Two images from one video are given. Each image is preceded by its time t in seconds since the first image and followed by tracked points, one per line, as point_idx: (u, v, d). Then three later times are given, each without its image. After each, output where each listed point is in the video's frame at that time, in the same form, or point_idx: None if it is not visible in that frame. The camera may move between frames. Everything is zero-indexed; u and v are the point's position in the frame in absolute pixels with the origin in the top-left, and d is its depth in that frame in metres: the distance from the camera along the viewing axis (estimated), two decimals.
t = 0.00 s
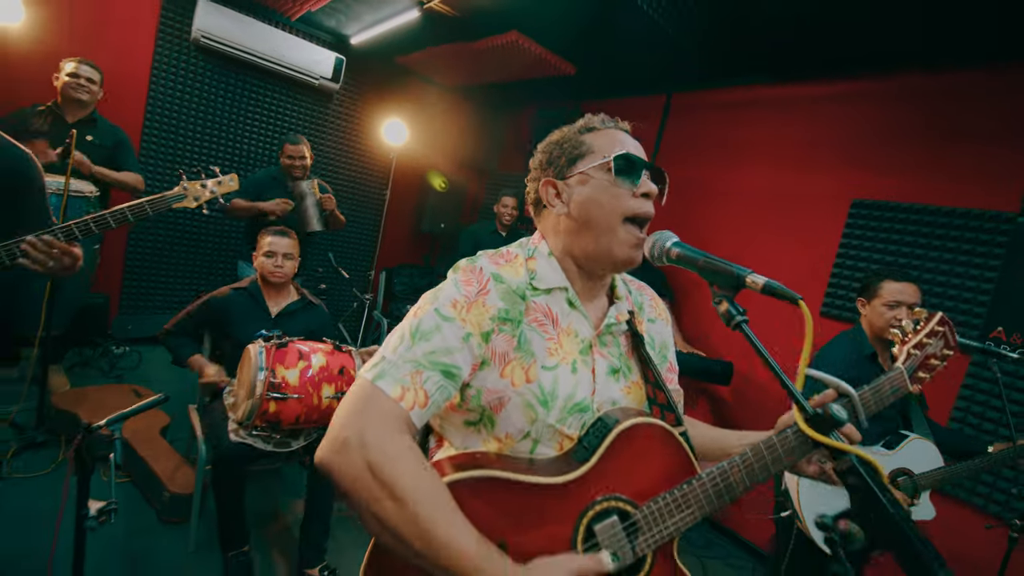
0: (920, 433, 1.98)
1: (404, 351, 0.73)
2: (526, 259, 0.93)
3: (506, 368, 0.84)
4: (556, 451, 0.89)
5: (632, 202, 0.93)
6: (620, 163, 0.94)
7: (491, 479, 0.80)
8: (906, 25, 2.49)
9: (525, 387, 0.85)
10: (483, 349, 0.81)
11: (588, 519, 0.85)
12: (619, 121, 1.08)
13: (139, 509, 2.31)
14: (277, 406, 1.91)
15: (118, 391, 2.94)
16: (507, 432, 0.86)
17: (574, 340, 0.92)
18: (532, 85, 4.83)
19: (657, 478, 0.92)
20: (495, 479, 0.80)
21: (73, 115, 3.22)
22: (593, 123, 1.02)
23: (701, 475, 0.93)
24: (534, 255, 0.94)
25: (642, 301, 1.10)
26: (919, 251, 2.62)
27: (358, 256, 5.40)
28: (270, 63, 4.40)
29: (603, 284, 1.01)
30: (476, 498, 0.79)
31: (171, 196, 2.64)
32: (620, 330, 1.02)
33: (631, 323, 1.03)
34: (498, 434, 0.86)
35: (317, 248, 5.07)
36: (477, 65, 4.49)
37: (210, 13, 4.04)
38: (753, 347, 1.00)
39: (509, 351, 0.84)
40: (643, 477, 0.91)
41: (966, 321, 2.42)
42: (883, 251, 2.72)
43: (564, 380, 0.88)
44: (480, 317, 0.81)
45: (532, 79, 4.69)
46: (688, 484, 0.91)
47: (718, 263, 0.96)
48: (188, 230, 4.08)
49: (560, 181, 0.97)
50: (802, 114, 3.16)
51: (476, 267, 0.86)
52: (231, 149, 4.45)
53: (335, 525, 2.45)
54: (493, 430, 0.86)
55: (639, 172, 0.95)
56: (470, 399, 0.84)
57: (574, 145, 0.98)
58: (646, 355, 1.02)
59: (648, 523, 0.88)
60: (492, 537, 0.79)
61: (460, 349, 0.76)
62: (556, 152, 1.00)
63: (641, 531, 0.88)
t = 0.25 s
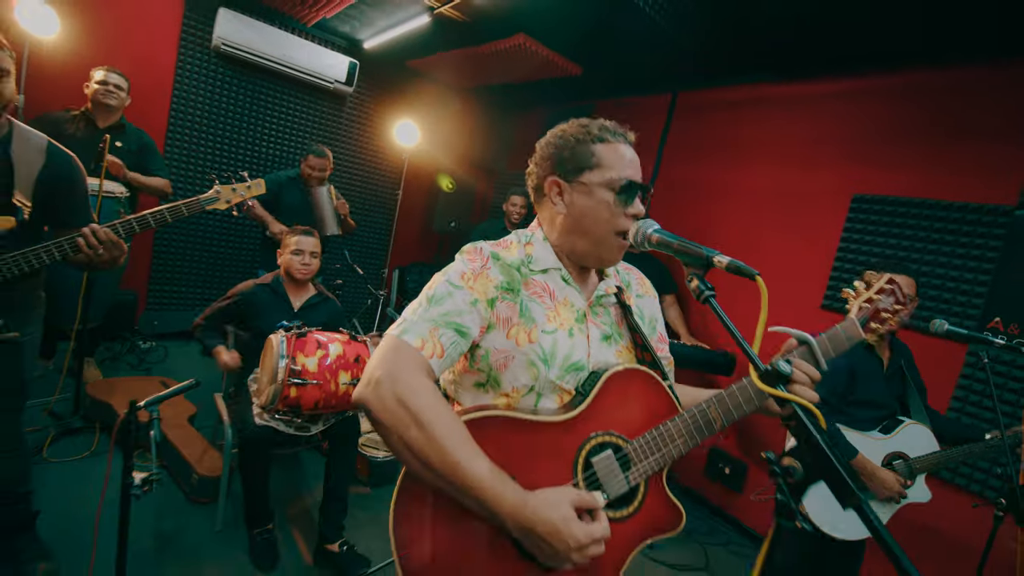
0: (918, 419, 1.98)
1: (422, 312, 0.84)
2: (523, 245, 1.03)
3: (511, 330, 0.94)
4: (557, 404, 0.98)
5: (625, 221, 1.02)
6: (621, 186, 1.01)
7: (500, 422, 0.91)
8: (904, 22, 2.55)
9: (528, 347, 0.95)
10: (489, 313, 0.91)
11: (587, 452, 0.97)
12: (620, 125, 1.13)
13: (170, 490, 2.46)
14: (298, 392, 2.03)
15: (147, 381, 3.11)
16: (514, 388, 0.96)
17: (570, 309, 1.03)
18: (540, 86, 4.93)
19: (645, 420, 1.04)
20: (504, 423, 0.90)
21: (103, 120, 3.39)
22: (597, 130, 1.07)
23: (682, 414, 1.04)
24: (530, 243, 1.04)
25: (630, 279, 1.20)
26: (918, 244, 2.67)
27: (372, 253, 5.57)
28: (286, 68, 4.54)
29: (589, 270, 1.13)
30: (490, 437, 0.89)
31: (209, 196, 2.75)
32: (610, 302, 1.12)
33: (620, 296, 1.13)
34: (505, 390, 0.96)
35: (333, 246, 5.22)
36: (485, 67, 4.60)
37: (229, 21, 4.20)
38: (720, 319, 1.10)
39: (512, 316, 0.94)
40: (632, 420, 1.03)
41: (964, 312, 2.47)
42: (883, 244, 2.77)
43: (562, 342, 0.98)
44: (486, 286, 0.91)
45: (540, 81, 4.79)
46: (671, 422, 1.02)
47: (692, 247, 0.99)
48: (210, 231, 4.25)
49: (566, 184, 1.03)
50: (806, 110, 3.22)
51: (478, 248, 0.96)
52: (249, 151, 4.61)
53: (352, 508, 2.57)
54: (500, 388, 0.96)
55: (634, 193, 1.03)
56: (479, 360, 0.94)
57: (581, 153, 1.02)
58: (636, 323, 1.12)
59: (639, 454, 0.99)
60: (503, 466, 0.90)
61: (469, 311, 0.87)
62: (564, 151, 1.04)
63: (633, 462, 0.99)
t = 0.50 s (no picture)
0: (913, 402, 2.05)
1: (441, 293, 0.98)
2: (526, 237, 1.14)
3: (518, 309, 1.07)
4: (559, 372, 1.11)
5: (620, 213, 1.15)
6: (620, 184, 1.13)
7: (511, 386, 1.04)
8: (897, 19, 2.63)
9: (534, 323, 1.08)
10: (498, 295, 1.04)
11: (585, 410, 1.10)
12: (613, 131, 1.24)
13: (201, 475, 2.63)
14: (322, 380, 2.17)
15: (176, 376, 3.29)
16: (522, 359, 1.09)
17: (570, 292, 1.15)
18: (547, 88, 5.04)
19: (636, 382, 1.16)
20: (512, 388, 1.04)
21: (127, 130, 3.53)
22: (597, 133, 1.18)
23: (665, 374, 1.15)
24: (533, 235, 1.15)
25: (622, 268, 1.30)
26: (914, 234, 2.74)
27: (386, 253, 5.74)
28: (301, 75, 4.71)
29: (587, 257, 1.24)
30: (500, 399, 1.03)
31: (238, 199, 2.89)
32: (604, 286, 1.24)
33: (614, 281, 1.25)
34: (514, 361, 1.09)
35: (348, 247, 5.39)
36: (492, 71, 4.72)
37: (247, 31, 4.38)
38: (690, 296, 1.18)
39: (518, 297, 1.07)
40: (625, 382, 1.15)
41: (960, 300, 2.53)
42: (880, 235, 2.84)
43: (563, 319, 1.11)
44: (494, 271, 1.04)
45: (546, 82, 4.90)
46: (659, 382, 1.13)
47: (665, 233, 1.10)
48: (231, 233, 4.43)
49: (573, 180, 1.13)
50: (806, 107, 3.31)
51: (485, 240, 1.08)
52: (267, 156, 4.80)
53: (370, 492, 2.72)
54: (510, 359, 1.09)
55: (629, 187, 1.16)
56: (491, 335, 1.08)
57: (586, 153, 1.13)
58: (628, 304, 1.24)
59: (630, 410, 1.11)
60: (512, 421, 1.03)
61: (480, 292, 1.00)
62: (570, 151, 1.14)
63: (625, 417, 1.11)
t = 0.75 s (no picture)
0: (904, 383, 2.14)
1: (452, 281, 1.09)
2: (527, 232, 1.25)
3: (521, 295, 1.18)
4: (558, 350, 1.24)
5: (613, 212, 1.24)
6: (611, 185, 1.22)
7: (515, 363, 1.17)
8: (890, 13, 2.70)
9: (535, 308, 1.19)
10: (503, 283, 1.16)
11: (580, 382, 1.22)
12: (610, 138, 1.34)
13: (227, 463, 2.79)
14: (338, 370, 2.31)
15: (201, 372, 3.46)
16: (524, 339, 1.21)
17: (567, 280, 1.26)
18: (551, 88, 5.14)
19: (627, 359, 1.28)
20: (516, 362, 1.16)
21: (150, 137, 3.70)
22: (592, 140, 1.28)
23: (654, 351, 1.27)
24: (532, 230, 1.26)
25: (614, 257, 1.43)
26: (911, 223, 2.81)
27: (397, 252, 5.89)
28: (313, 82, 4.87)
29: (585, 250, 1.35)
30: (505, 373, 1.15)
31: (263, 203, 3.03)
32: (598, 275, 1.36)
33: (606, 270, 1.37)
34: (517, 341, 1.21)
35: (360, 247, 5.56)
36: (497, 73, 4.84)
37: (260, 41, 4.55)
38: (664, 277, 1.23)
39: (522, 284, 1.19)
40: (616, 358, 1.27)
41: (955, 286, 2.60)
42: (878, 224, 2.91)
43: (561, 304, 1.23)
44: (499, 261, 1.16)
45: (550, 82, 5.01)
46: (647, 357, 1.25)
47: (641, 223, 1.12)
48: (249, 235, 4.60)
49: (568, 183, 1.24)
50: (805, 100, 3.38)
51: (490, 234, 1.20)
52: (282, 161, 4.97)
53: (387, 478, 2.85)
54: (513, 339, 1.21)
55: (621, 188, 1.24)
56: (497, 319, 1.20)
57: (580, 159, 1.24)
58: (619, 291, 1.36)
59: (621, 382, 1.24)
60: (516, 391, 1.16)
61: (487, 281, 1.12)
62: (566, 157, 1.25)
63: (617, 388, 1.24)
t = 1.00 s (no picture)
0: (902, 366, 2.23)
1: (460, 277, 1.20)
2: (530, 228, 1.35)
3: (524, 289, 1.28)
4: (560, 339, 1.34)
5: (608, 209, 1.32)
6: (605, 183, 1.31)
7: (521, 351, 1.27)
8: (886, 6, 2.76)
9: (537, 300, 1.30)
10: (507, 277, 1.26)
11: (582, 369, 1.32)
12: (606, 138, 1.42)
13: (256, 456, 2.94)
14: (359, 365, 2.43)
15: (228, 372, 3.63)
16: (528, 329, 1.31)
17: (568, 273, 1.36)
18: (557, 87, 5.23)
19: (626, 345, 1.38)
20: (521, 351, 1.27)
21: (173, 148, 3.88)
22: (588, 141, 1.37)
23: (650, 339, 1.38)
24: (535, 227, 1.36)
25: (614, 250, 1.52)
26: (914, 211, 2.85)
27: (410, 252, 6.04)
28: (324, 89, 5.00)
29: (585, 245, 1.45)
30: (511, 360, 1.26)
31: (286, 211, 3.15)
32: (598, 268, 1.46)
33: (606, 263, 1.46)
34: (521, 332, 1.31)
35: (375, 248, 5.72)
36: (503, 74, 4.95)
37: (274, 52, 4.68)
38: (658, 271, 1.32)
39: (524, 279, 1.29)
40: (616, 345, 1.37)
41: (959, 271, 2.65)
42: (881, 213, 2.96)
43: (562, 296, 1.33)
44: (504, 258, 1.26)
45: (555, 82, 5.10)
46: (644, 346, 1.36)
47: (632, 215, 1.26)
48: (269, 241, 4.78)
49: (565, 180, 1.34)
50: (806, 92, 3.43)
51: (496, 232, 1.30)
52: (298, 167, 5.13)
53: (407, 469, 2.99)
54: (518, 330, 1.31)
55: (615, 186, 1.32)
56: (502, 311, 1.30)
57: (575, 159, 1.33)
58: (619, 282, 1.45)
59: (619, 368, 1.34)
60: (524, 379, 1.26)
61: (493, 276, 1.23)
62: (564, 157, 1.35)
63: (615, 373, 1.34)
